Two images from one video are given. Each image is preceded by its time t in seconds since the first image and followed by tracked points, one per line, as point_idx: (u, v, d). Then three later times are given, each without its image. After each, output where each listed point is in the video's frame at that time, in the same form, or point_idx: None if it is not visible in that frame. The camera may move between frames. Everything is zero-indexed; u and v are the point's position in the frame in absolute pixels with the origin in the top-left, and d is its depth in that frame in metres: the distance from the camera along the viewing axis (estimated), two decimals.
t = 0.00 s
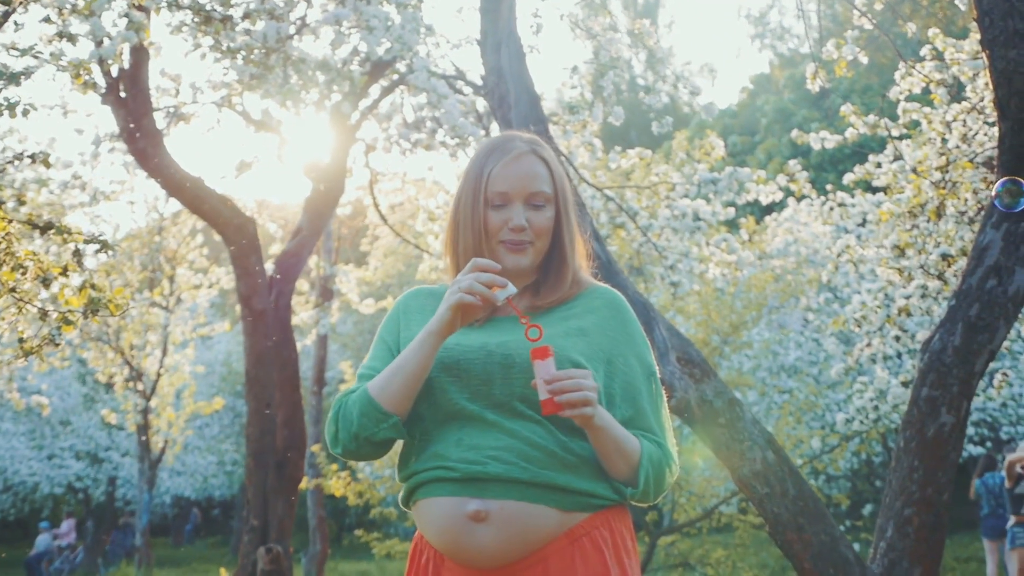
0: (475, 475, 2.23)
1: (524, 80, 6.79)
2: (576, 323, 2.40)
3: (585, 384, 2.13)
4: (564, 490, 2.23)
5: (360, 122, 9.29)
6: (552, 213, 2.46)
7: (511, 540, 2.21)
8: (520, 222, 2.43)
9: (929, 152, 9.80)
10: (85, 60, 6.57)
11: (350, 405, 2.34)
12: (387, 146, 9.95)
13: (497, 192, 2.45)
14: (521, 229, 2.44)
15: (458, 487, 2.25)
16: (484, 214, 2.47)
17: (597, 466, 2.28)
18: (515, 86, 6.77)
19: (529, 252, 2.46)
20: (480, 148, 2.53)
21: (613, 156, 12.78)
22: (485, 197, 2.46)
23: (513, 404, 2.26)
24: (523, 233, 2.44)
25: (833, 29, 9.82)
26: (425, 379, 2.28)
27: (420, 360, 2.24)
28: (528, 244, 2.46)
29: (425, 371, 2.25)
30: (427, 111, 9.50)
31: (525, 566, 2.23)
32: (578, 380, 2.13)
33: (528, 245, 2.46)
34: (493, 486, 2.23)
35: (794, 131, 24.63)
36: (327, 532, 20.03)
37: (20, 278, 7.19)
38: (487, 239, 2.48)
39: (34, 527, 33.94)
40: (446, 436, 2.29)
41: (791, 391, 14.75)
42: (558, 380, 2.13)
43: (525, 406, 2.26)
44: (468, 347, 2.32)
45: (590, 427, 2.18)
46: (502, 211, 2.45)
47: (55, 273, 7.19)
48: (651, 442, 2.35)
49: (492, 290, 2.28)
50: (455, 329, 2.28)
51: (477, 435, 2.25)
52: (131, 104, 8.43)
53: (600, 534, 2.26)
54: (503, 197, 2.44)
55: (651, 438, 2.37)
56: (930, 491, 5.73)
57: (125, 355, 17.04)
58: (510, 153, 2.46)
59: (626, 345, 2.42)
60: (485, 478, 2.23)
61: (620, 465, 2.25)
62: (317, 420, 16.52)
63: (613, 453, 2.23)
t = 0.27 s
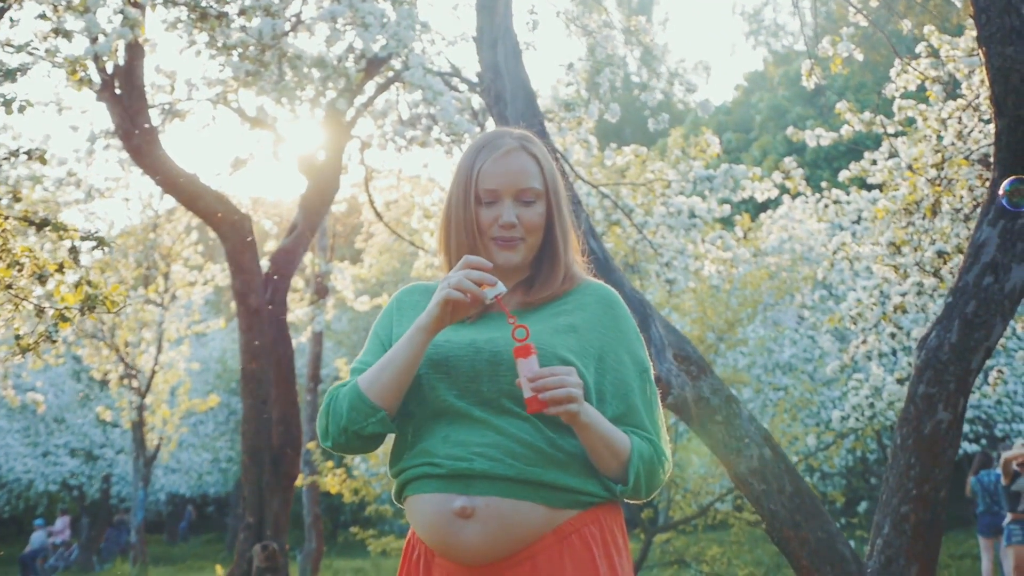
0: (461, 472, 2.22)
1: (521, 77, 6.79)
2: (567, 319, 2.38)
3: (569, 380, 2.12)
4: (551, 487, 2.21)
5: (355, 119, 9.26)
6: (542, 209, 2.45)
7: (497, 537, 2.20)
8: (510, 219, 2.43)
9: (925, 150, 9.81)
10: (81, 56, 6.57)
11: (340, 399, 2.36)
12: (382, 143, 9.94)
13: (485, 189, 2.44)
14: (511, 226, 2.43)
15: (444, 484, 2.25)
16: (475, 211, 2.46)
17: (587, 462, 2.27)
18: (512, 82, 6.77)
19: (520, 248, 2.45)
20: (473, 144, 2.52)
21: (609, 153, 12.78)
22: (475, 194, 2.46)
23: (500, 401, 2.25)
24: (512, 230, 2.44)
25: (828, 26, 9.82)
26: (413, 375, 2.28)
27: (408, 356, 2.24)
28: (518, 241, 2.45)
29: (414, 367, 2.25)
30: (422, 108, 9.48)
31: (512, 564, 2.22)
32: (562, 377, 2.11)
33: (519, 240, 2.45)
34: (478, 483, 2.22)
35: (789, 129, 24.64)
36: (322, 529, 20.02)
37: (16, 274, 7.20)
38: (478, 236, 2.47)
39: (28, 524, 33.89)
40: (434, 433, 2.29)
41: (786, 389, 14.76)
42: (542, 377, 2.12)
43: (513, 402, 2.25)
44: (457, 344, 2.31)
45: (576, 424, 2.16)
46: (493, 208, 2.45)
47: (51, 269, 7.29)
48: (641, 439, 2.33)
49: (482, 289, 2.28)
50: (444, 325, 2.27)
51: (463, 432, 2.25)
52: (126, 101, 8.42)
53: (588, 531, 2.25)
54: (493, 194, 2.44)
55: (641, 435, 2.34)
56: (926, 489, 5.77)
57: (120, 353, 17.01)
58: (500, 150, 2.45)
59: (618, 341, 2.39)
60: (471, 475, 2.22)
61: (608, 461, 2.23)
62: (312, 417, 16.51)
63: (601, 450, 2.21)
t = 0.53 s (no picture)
0: (451, 469, 2.22)
1: (521, 73, 6.79)
2: (561, 315, 2.36)
3: (555, 377, 2.10)
4: (540, 484, 2.20)
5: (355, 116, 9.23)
6: (536, 205, 2.44)
7: (486, 534, 2.20)
8: (502, 216, 2.42)
9: (925, 147, 9.83)
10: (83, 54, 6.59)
11: (334, 395, 2.37)
12: (382, 140, 9.94)
13: (478, 187, 2.44)
14: (504, 222, 2.42)
15: (434, 481, 2.25)
16: (469, 208, 2.46)
17: (580, 460, 2.25)
18: (513, 79, 6.76)
19: (515, 245, 2.45)
20: (468, 142, 2.52)
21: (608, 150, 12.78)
22: (469, 192, 2.46)
23: (492, 398, 2.24)
24: (505, 227, 2.43)
25: (828, 23, 9.82)
26: (406, 373, 2.28)
27: (399, 354, 2.24)
28: (512, 238, 2.44)
29: (406, 365, 2.25)
30: (422, 105, 9.48)
31: (503, 562, 2.21)
32: (548, 374, 2.09)
33: (513, 237, 2.44)
34: (468, 480, 2.22)
35: (789, 125, 24.62)
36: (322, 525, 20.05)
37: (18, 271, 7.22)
38: (473, 234, 2.47)
39: (28, 521, 33.91)
40: (426, 430, 2.29)
41: (786, 386, 14.76)
42: (528, 375, 2.10)
43: (504, 400, 2.24)
44: (449, 341, 2.31)
45: (566, 421, 2.14)
46: (486, 205, 2.45)
47: (52, 266, 7.36)
48: (636, 437, 2.30)
49: (474, 291, 2.26)
50: (436, 323, 2.26)
51: (454, 429, 2.25)
52: (126, 98, 8.41)
53: (581, 530, 2.23)
54: (485, 192, 2.44)
55: (636, 432, 2.31)
56: (928, 486, 5.81)
57: (119, 350, 17.02)
58: (492, 147, 2.45)
59: (613, 338, 2.36)
60: (461, 472, 2.22)
61: (599, 457, 2.21)
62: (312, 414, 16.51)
63: (591, 447, 2.19)
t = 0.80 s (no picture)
0: (444, 468, 2.23)
1: (523, 72, 6.78)
2: (557, 313, 2.36)
3: (543, 377, 2.09)
4: (533, 483, 2.20)
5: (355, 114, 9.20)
6: (531, 201, 2.43)
7: (479, 533, 2.20)
8: (496, 214, 2.41)
9: (926, 145, 9.83)
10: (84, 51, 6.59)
11: (330, 392, 2.37)
12: (383, 138, 9.93)
13: (471, 185, 2.43)
14: (499, 219, 2.42)
15: (428, 479, 2.26)
16: (463, 208, 2.46)
17: (574, 459, 2.24)
18: (515, 77, 6.76)
19: (510, 242, 2.44)
20: (460, 141, 2.52)
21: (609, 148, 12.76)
22: (462, 191, 2.45)
23: (485, 397, 2.24)
24: (500, 224, 2.42)
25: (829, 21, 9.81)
26: (401, 373, 2.28)
27: (393, 355, 2.24)
28: (507, 235, 2.44)
29: (402, 366, 2.24)
30: (423, 103, 9.47)
31: (497, 560, 2.21)
32: (535, 374, 2.09)
33: (508, 234, 2.43)
34: (461, 479, 2.22)
35: (789, 123, 24.61)
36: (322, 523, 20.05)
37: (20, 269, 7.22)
38: (468, 233, 2.46)
39: (28, 519, 33.90)
40: (421, 429, 2.29)
41: (787, 384, 14.75)
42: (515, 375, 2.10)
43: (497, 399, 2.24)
44: (444, 340, 2.31)
45: (558, 421, 2.13)
46: (480, 203, 2.44)
47: (53, 264, 7.33)
48: (632, 434, 2.29)
49: (471, 299, 2.23)
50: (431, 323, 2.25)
51: (448, 428, 2.25)
52: (127, 95, 8.40)
53: (576, 529, 2.23)
54: (479, 190, 2.43)
55: (632, 430, 2.30)
56: (931, 483, 5.89)
57: (119, 348, 17.00)
58: (484, 145, 2.44)
59: (609, 336, 2.36)
60: (453, 471, 2.22)
61: (595, 457, 2.20)
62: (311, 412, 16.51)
63: (585, 446, 2.18)
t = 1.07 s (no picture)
0: (436, 467, 2.24)
1: (524, 70, 6.78)
2: (552, 312, 2.35)
3: (528, 378, 2.08)
4: (525, 483, 2.20)
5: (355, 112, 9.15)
6: (524, 198, 2.42)
7: (472, 533, 2.21)
8: (489, 212, 2.41)
9: (927, 142, 9.82)
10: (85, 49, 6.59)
11: (327, 392, 2.39)
12: (383, 135, 9.92)
13: (464, 185, 2.43)
14: (492, 217, 2.41)
15: (421, 478, 2.27)
16: (457, 207, 2.46)
17: (568, 458, 2.24)
18: (516, 75, 6.75)
19: (505, 239, 2.43)
20: (453, 140, 2.51)
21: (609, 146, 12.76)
22: (455, 190, 2.44)
23: (478, 396, 2.25)
24: (493, 222, 2.41)
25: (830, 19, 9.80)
26: (396, 374, 2.29)
27: (386, 359, 2.24)
28: (501, 232, 2.43)
29: (397, 368, 2.24)
30: (424, 101, 9.47)
31: (490, 560, 2.22)
32: (520, 375, 2.08)
33: (502, 231, 2.42)
34: (454, 478, 2.23)
35: (789, 120, 24.61)
36: (321, 521, 20.06)
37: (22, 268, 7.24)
38: (462, 231, 2.46)
39: (27, 517, 33.93)
40: (416, 428, 2.30)
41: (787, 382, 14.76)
42: (500, 376, 2.09)
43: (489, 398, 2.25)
44: (438, 340, 2.31)
45: (547, 422, 2.12)
46: (474, 202, 2.44)
47: (55, 262, 7.35)
48: (626, 432, 2.28)
49: (467, 314, 2.17)
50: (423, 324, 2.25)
51: (441, 428, 2.26)
52: (127, 93, 8.42)
53: (570, 528, 2.23)
54: (472, 188, 2.42)
55: (627, 428, 2.29)
56: (932, 482, 5.89)
57: (118, 346, 17.01)
58: (476, 143, 2.43)
59: (604, 334, 2.35)
60: (446, 471, 2.24)
61: (588, 456, 2.20)
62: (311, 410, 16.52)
63: (576, 446, 2.17)
